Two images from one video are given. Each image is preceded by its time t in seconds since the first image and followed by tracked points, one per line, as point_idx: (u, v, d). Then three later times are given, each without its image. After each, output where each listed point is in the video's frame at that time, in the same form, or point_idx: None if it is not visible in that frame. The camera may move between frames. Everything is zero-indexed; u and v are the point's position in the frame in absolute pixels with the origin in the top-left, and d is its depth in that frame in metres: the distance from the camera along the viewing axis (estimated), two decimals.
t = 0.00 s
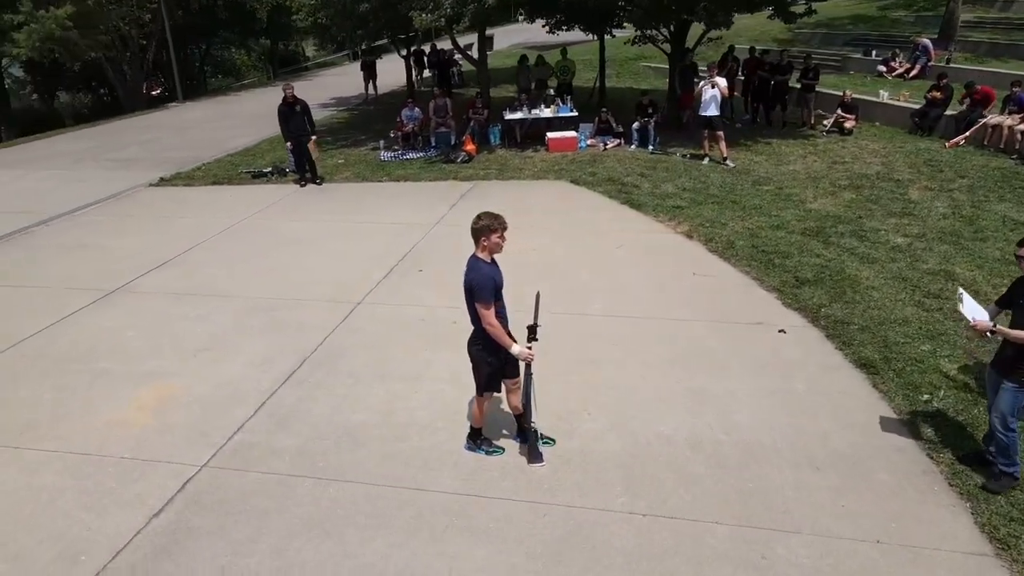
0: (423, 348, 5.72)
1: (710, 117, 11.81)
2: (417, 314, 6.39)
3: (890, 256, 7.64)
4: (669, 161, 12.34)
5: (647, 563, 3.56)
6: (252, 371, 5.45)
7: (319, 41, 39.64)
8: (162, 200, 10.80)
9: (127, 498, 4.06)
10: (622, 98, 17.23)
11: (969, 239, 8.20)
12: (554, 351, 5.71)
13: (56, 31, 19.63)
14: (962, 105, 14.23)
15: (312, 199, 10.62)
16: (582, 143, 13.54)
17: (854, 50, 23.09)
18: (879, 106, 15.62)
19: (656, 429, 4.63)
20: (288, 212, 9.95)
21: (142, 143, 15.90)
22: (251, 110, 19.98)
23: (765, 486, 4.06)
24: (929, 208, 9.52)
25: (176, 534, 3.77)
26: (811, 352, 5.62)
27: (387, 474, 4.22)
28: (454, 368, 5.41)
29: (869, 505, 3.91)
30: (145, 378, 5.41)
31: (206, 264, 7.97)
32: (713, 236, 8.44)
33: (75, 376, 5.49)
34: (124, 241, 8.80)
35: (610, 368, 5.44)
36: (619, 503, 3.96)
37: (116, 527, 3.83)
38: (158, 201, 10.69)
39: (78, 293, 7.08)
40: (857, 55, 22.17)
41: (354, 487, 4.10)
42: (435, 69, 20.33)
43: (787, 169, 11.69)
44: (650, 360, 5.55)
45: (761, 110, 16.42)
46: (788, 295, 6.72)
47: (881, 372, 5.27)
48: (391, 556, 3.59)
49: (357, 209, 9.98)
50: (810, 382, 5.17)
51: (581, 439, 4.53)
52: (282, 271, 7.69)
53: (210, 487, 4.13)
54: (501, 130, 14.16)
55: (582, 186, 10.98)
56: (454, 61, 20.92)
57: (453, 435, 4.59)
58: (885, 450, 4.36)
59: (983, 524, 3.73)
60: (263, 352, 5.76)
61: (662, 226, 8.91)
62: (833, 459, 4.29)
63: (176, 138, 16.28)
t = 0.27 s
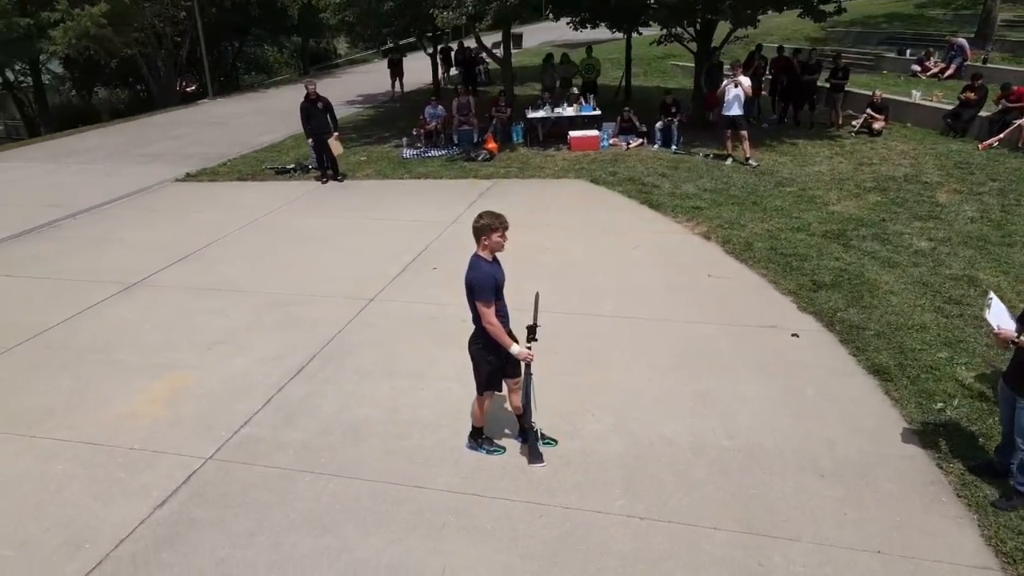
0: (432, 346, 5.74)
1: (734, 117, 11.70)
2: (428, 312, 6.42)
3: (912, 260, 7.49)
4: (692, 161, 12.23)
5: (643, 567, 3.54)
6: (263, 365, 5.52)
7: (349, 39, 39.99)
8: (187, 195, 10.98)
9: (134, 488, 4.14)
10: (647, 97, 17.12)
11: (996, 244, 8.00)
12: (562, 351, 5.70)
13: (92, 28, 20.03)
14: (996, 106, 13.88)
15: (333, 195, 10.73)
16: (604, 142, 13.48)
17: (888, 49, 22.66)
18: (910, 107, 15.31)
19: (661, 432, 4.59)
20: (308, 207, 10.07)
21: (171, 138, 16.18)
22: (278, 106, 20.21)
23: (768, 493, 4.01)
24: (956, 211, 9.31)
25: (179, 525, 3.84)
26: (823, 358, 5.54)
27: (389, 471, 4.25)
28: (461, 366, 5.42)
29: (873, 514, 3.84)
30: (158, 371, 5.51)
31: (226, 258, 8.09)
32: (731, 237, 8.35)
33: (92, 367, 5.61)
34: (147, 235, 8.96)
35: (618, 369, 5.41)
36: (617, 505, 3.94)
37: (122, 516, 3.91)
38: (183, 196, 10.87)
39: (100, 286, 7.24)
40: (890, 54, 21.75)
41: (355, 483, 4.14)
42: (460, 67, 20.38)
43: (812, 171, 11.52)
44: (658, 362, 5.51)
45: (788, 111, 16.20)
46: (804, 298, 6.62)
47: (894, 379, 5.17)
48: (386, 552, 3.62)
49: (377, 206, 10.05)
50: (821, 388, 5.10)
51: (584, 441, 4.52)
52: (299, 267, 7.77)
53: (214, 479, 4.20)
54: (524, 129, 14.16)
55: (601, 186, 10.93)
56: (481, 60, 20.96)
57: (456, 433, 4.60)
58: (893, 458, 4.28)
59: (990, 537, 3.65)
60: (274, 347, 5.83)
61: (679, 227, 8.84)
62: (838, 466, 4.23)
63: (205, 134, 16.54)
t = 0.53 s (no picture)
0: (440, 345, 5.77)
1: (756, 117, 11.60)
2: (439, 310, 6.45)
3: (933, 265, 7.34)
4: (713, 162, 12.11)
5: (636, 571, 3.52)
6: (273, 361, 5.59)
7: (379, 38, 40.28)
8: (211, 191, 11.15)
9: (140, 478, 4.22)
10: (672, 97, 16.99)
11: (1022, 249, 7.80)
12: (569, 352, 5.69)
13: (125, 27, 20.43)
14: None
15: (353, 192, 10.83)
16: (626, 142, 13.41)
17: (922, 49, 22.18)
18: (942, 108, 14.98)
19: (663, 435, 4.56)
20: (328, 205, 10.17)
21: (200, 135, 16.45)
22: (305, 104, 20.43)
23: (767, 499, 3.97)
24: (984, 216, 9.09)
25: (180, 516, 3.90)
26: (834, 363, 5.46)
27: (388, 467, 4.28)
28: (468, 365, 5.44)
29: (875, 524, 3.78)
30: (171, 364, 5.60)
31: (244, 254, 8.21)
32: (748, 240, 8.26)
33: (108, 358, 5.73)
34: (170, 231, 9.12)
35: (624, 371, 5.38)
36: (613, 507, 3.93)
37: (126, 506, 3.99)
38: (207, 192, 11.05)
39: (121, 279, 7.39)
40: (924, 54, 21.30)
41: (355, 479, 4.17)
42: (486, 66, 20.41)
43: (837, 173, 11.33)
44: (666, 365, 5.48)
45: (816, 111, 15.96)
46: (819, 302, 6.53)
47: (905, 386, 5.08)
48: (381, 548, 3.64)
49: (396, 204, 10.12)
50: (830, 395, 5.02)
51: (584, 442, 4.50)
52: (314, 263, 7.85)
53: (218, 472, 4.26)
54: (546, 128, 14.14)
55: (621, 186, 10.88)
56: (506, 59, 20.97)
57: (458, 431, 4.62)
58: (899, 467, 4.20)
59: (994, 551, 3.57)
60: (285, 342, 5.90)
61: (697, 228, 8.77)
62: (842, 474, 4.16)
63: (233, 131, 16.79)
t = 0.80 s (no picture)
0: (449, 344, 5.79)
1: (780, 118, 11.50)
2: (449, 309, 6.48)
3: (955, 271, 7.18)
4: (736, 163, 11.99)
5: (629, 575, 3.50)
6: (283, 356, 5.66)
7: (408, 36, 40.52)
8: (235, 188, 11.32)
9: (147, 469, 4.31)
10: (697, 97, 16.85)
11: None
12: (577, 353, 5.68)
13: (159, 26, 20.81)
14: None
15: (373, 190, 10.91)
16: (649, 143, 13.33)
17: (958, 49, 21.69)
18: (975, 110, 14.65)
19: (666, 439, 4.53)
20: (348, 202, 10.27)
21: (228, 132, 16.70)
22: (332, 103, 20.63)
23: (768, 506, 3.92)
24: (1013, 221, 8.87)
25: (184, 507, 3.97)
26: (845, 370, 5.37)
27: (389, 465, 4.31)
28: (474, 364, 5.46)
29: (876, 534, 3.72)
30: (184, 357, 5.70)
31: (263, 250, 8.32)
32: (766, 242, 8.16)
33: (124, 351, 5.85)
34: (193, 227, 9.28)
35: (631, 373, 5.36)
36: (611, 510, 3.91)
37: (132, 496, 4.07)
38: (231, 189, 11.21)
39: (142, 274, 7.53)
40: (960, 54, 20.83)
41: (355, 476, 4.21)
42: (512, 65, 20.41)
43: (862, 176, 11.14)
44: (673, 368, 5.44)
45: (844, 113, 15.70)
46: (834, 307, 6.42)
47: (917, 393, 4.98)
48: (377, 544, 3.67)
49: (415, 202, 10.18)
50: (839, 402, 4.94)
51: (586, 444, 4.49)
52: (331, 260, 7.93)
53: (223, 464, 4.33)
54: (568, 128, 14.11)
55: (641, 187, 10.82)
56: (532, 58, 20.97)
57: (461, 429, 4.64)
58: (905, 477, 4.13)
59: (998, 566, 3.49)
60: (296, 338, 5.97)
61: (714, 231, 8.68)
62: (846, 482, 4.10)
63: (260, 129, 17.02)
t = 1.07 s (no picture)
0: (456, 342, 5.81)
1: (805, 119, 11.42)
2: (460, 308, 6.50)
3: (978, 277, 7.02)
4: (759, 164, 11.85)
5: None
6: (294, 352, 5.74)
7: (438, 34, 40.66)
8: (258, 184, 11.48)
9: (154, 460, 4.39)
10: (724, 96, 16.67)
11: None
12: (584, 354, 5.66)
13: (190, 24, 21.15)
14: None
15: (394, 188, 10.99)
16: (672, 142, 13.22)
17: (997, 48, 21.15)
18: (1010, 112, 14.28)
19: (668, 443, 4.50)
20: (368, 199, 10.36)
21: (255, 129, 16.94)
22: (359, 100, 20.79)
23: (767, 513, 3.88)
24: None
25: (187, 498, 4.04)
26: (856, 377, 5.28)
27: (389, 462, 4.34)
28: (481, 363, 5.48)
29: (875, 545, 3.66)
30: (198, 351, 5.79)
31: (281, 246, 8.43)
32: (784, 245, 8.05)
33: (140, 343, 5.96)
34: (214, 222, 9.42)
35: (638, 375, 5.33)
36: (607, 513, 3.90)
37: (138, 486, 4.15)
38: (254, 185, 11.37)
39: (162, 268, 7.68)
40: (999, 54, 20.29)
41: (355, 472, 4.25)
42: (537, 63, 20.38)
43: (888, 178, 10.93)
44: (680, 370, 5.40)
45: (873, 114, 15.43)
46: (849, 312, 6.32)
47: (929, 401, 4.88)
48: (373, 541, 3.70)
49: (434, 200, 10.23)
50: (847, 409, 4.86)
51: (587, 446, 4.48)
52: (346, 257, 8.01)
53: (227, 457, 4.40)
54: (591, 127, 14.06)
55: (661, 188, 10.75)
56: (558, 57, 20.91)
57: (463, 428, 4.66)
58: (911, 488, 4.05)
59: None
60: (308, 334, 6.05)
61: (732, 233, 8.60)
62: (849, 492, 4.04)
63: (287, 126, 17.23)
